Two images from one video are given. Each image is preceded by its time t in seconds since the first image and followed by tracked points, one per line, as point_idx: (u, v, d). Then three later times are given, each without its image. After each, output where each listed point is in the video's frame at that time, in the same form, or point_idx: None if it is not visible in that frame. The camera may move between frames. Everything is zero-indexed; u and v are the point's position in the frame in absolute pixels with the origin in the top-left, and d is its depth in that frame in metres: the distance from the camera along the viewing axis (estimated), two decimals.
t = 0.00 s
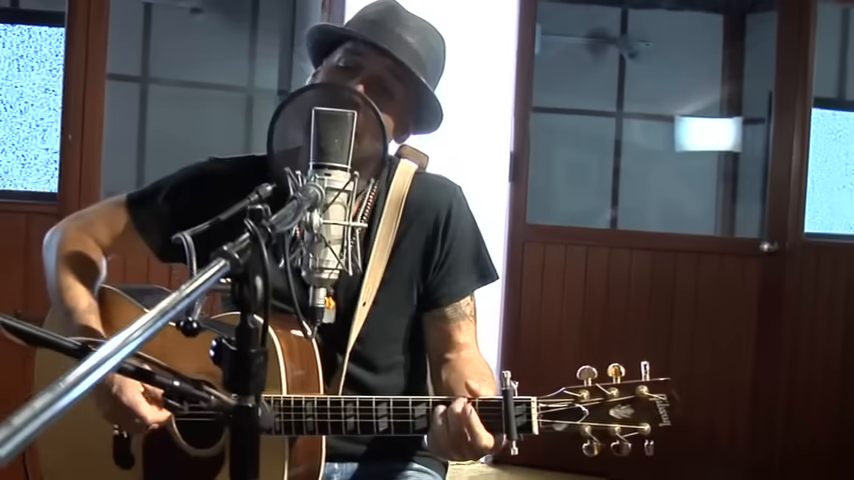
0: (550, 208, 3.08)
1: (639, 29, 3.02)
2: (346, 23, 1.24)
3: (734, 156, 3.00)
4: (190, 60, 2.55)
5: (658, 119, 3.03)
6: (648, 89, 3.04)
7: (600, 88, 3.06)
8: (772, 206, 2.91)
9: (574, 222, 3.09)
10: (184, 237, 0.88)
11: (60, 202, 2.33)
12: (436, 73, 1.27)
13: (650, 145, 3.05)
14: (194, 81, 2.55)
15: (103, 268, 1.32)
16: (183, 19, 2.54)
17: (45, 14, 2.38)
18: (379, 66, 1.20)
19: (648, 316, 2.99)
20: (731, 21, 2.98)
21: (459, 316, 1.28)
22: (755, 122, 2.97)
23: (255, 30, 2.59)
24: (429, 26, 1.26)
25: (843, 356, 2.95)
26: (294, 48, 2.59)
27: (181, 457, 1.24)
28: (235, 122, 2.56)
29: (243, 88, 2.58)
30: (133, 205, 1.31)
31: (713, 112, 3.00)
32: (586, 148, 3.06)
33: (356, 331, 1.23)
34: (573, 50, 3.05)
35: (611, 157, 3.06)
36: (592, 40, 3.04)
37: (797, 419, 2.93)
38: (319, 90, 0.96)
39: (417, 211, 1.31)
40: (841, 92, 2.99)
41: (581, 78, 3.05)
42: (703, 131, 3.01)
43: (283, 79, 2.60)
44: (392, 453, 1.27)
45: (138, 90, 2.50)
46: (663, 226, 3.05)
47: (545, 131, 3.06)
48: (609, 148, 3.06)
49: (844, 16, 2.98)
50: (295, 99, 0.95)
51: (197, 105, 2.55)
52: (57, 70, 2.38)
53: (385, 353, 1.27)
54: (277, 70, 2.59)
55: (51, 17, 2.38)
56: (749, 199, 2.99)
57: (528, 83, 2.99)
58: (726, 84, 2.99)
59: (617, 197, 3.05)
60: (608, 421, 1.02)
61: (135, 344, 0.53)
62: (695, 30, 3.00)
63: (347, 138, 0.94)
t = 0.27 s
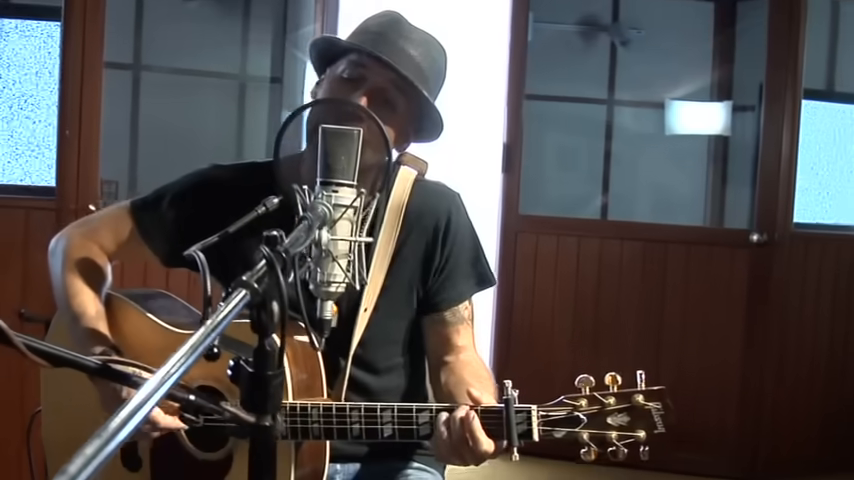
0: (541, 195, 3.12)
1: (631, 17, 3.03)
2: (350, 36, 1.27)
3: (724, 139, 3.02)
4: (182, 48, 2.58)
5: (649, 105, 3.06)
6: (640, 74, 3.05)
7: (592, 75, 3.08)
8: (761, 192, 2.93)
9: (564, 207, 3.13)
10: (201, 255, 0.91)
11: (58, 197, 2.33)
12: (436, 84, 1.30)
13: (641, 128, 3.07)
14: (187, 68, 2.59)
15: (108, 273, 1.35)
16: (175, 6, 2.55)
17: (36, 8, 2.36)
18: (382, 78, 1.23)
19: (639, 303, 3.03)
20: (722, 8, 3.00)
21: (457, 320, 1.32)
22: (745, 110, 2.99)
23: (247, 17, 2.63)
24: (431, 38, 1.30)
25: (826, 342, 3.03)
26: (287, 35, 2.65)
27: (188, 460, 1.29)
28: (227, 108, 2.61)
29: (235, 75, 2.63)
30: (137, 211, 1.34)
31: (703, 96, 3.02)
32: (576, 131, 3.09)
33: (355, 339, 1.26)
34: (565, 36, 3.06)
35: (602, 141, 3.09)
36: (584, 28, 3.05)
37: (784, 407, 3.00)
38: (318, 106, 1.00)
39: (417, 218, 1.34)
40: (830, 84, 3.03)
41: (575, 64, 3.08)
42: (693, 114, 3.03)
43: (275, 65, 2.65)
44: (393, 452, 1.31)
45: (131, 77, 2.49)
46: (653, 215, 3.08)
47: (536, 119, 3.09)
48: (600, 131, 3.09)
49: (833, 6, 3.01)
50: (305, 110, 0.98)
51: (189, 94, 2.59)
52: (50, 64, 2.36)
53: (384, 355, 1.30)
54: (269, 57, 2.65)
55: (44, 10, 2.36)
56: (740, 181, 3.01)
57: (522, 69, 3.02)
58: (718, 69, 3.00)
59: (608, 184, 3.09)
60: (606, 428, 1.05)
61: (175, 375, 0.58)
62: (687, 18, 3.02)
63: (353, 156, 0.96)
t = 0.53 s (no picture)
0: (534, 183, 3.17)
1: (623, 3, 3.06)
2: (351, 51, 1.30)
3: (716, 121, 3.02)
4: (177, 35, 2.57)
5: (641, 92, 3.08)
6: (632, 61, 3.08)
7: (585, 61, 3.11)
8: (753, 176, 2.95)
9: (555, 194, 3.17)
10: (220, 273, 0.95)
11: (61, 193, 2.33)
12: (438, 90, 1.34)
13: (634, 110, 3.09)
14: (182, 55, 2.58)
15: (117, 282, 1.40)
16: None
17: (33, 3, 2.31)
18: (386, 87, 1.27)
19: (631, 292, 3.08)
20: None
21: (457, 335, 1.36)
22: (737, 96, 2.99)
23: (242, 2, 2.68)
24: (430, 50, 1.33)
25: (814, 327, 3.09)
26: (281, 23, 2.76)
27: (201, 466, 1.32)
28: (222, 95, 2.65)
29: (230, 62, 2.67)
30: (146, 227, 1.37)
31: (696, 78, 3.03)
32: (570, 115, 3.13)
33: (365, 348, 1.31)
34: (558, 22, 3.09)
35: (595, 128, 3.12)
36: (576, 14, 3.09)
37: (775, 395, 3.05)
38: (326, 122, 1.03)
39: (427, 237, 1.39)
40: (822, 75, 3.07)
41: (569, 49, 3.11)
42: (684, 96, 3.04)
43: (269, 51, 2.74)
44: (400, 448, 1.37)
45: (125, 64, 2.45)
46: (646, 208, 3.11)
47: (534, 111, 3.14)
48: (594, 115, 3.12)
49: None
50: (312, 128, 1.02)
51: (184, 83, 2.59)
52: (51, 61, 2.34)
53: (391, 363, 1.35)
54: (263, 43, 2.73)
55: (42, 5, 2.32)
56: (732, 164, 3.03)
57: (517, 54, 3.07)
58: (710, 52, 3.01)
59: (601, 173, 3.13)
60: (606, 429, 1.10)
61: (222, 401, 0.65)
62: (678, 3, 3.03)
63: (364, 174, 1.00)
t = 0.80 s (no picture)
0: (528, 172, 3.19)
1: None
2: (355, 63, 1.33)
3: (710, 107, 3.04)
4: (173, 24, 2.59)
5: (635, 81, 3.09)
6: (627, 48, 3.09)
7: (580, 49, 3.12)
8: (747, 168, 2.99)
9: (548, 184, 3.20)
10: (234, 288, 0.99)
11: (64, 190, 2.30)
12: (441, 97, 1.36)
13: (628, 96, 3.11)
14: (179, 44, 2.61)
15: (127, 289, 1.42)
16: None
17: None
18: (393, 96, 1.30)
19: (627, 283, 3.12)
20: None
21: (463, 346, 1.40)
22: (730, 85, 3.02)
23: None
24: (430, 60, 1.35)
25: (805, 317, 3.15)
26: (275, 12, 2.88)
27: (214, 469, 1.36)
28: (219, 83, 2.72)
29: (227, 51, 2.75)
30: (157, 241, 1.37)
31: (690, 64, 3.04)
32: (566, 103, 3.15)
33: (395, 350, 1.35)
34: (554, 10, 3.10)
35: (589, 120, 3.15)
36: (572, 4, 3.09)
37: (766, 385, 3.10)
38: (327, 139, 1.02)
39: (433, 251, 1.42)
40: (815, 68, 3.10)
41: (564, 38, 3.12)
42: (678, 81, 3.05)
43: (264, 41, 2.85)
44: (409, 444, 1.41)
45: (123, 53, 2.43)
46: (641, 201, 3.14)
47: (530, 103, 3.15)
48: (588, 100, 3.14)
49: None
50: (317, 146, 1.02)
51: (183, 71, 2.63)
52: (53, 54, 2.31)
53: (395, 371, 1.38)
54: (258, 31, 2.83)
55: None
56: (725, 150, 3.05)
57: (514, 44, 3.09)
58: (704, 37, 3.02)
59: (595, 165, 3.15)
60: (606, 436, 1.15)
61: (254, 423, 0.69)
62: None
63: (373, 189, 1.03)
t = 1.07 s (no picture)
0: (522, 158, 3.22)
1: None
2: (358, 72, 1.37)
3: (701, 89, 3.08)
4: (167, 11, 2.59)
5: (628, 67, 3.11)
6: (620, 32, 3.10)
7: (574, 35, 3.13)
8: (739, 156, 3.03)
9: (542, 170, 3.22)
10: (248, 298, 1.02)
11: (66, 183, 2.32)
12: (441, 105, 1.39)
13: (619, 78, 3.13)
14: (175, 31, 2.61)
15: (140, 287, 1.47)
16: None
17: None
18: (392, 102, 1.33)
19: (619, 271, 3.17)
20: None
21: (470, 347, 1.47)
22: (721, 71, 3.05)
23: None
24: (430, 68, 1.38)
25: (795, 302, 3.20)
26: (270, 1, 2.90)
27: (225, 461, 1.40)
28: (213, 69, 2.73)
29: (221, 37, 2.76)
30: (168, 239, 1.43)
31: (682, 46, 3.07)
32: (560, 90, 3.17)
33: (402, 353, 1.43)
34: None
35: (582, 107, 3.16)
36: None
37: (755, 371, 3.17)
38: (336, 149, 1.14)
39: (436, 254, 1.49)
40: (806, 56, 3.13)
41: (559, 23, 3.12)
42: (670, 63, 3.08)
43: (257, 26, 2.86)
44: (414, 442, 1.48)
45: (117, 40, 2.43)
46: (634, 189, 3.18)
47: (524, 91, 3.16)
48: (582, 81, 3.15)
49: None
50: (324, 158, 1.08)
51: (178, 59, 2.63)
52: (52, 46, 2.31)
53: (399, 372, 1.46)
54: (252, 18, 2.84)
55: None
56: (719, 131, 3.09)
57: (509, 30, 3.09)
58: (697, 19, 3.04)
59: (588, 149, 3.18)
60: (603, 436, 1.19)
61: (281, 434, 0.74)
62: None
63: (379, 200, 1.06)
